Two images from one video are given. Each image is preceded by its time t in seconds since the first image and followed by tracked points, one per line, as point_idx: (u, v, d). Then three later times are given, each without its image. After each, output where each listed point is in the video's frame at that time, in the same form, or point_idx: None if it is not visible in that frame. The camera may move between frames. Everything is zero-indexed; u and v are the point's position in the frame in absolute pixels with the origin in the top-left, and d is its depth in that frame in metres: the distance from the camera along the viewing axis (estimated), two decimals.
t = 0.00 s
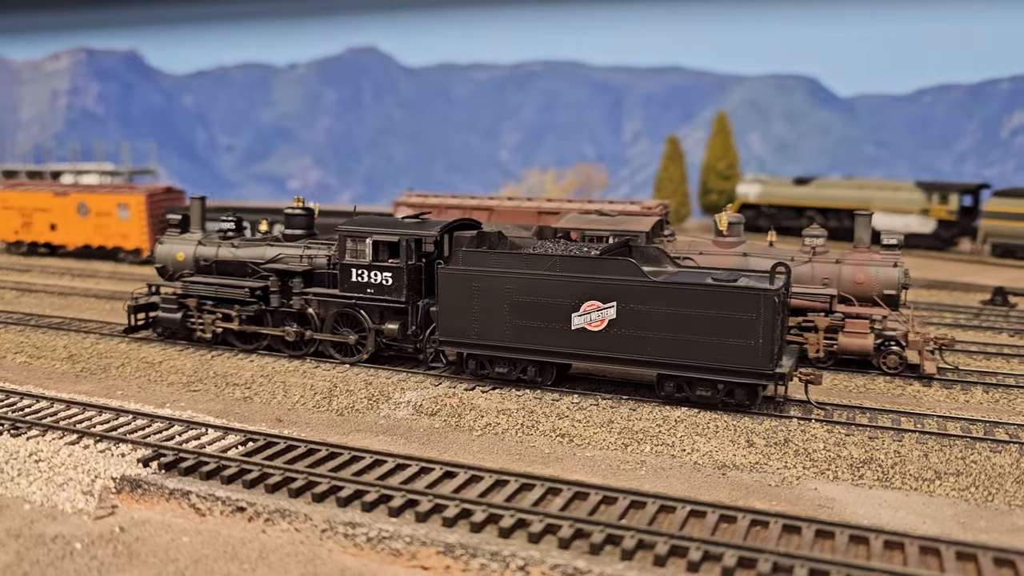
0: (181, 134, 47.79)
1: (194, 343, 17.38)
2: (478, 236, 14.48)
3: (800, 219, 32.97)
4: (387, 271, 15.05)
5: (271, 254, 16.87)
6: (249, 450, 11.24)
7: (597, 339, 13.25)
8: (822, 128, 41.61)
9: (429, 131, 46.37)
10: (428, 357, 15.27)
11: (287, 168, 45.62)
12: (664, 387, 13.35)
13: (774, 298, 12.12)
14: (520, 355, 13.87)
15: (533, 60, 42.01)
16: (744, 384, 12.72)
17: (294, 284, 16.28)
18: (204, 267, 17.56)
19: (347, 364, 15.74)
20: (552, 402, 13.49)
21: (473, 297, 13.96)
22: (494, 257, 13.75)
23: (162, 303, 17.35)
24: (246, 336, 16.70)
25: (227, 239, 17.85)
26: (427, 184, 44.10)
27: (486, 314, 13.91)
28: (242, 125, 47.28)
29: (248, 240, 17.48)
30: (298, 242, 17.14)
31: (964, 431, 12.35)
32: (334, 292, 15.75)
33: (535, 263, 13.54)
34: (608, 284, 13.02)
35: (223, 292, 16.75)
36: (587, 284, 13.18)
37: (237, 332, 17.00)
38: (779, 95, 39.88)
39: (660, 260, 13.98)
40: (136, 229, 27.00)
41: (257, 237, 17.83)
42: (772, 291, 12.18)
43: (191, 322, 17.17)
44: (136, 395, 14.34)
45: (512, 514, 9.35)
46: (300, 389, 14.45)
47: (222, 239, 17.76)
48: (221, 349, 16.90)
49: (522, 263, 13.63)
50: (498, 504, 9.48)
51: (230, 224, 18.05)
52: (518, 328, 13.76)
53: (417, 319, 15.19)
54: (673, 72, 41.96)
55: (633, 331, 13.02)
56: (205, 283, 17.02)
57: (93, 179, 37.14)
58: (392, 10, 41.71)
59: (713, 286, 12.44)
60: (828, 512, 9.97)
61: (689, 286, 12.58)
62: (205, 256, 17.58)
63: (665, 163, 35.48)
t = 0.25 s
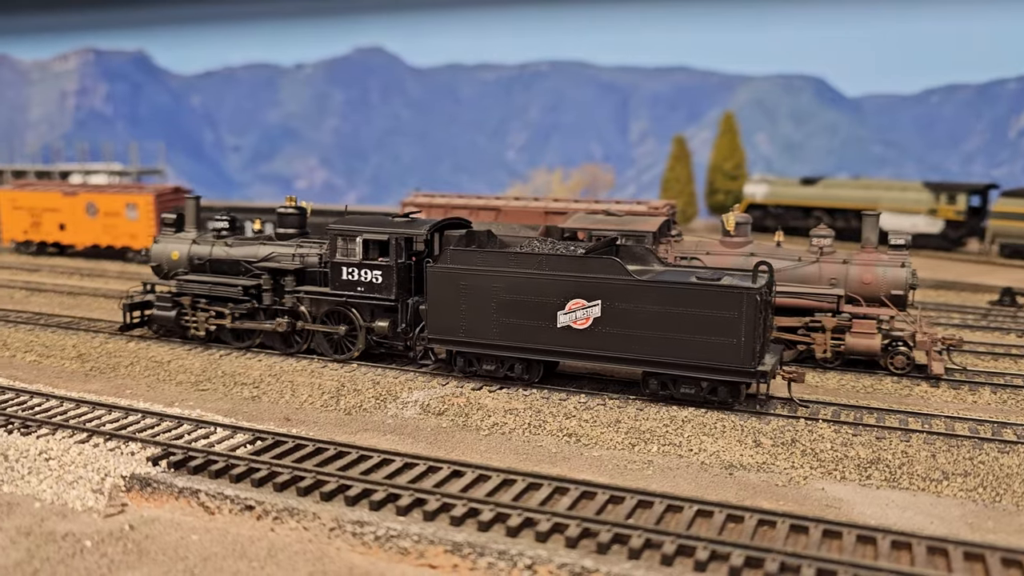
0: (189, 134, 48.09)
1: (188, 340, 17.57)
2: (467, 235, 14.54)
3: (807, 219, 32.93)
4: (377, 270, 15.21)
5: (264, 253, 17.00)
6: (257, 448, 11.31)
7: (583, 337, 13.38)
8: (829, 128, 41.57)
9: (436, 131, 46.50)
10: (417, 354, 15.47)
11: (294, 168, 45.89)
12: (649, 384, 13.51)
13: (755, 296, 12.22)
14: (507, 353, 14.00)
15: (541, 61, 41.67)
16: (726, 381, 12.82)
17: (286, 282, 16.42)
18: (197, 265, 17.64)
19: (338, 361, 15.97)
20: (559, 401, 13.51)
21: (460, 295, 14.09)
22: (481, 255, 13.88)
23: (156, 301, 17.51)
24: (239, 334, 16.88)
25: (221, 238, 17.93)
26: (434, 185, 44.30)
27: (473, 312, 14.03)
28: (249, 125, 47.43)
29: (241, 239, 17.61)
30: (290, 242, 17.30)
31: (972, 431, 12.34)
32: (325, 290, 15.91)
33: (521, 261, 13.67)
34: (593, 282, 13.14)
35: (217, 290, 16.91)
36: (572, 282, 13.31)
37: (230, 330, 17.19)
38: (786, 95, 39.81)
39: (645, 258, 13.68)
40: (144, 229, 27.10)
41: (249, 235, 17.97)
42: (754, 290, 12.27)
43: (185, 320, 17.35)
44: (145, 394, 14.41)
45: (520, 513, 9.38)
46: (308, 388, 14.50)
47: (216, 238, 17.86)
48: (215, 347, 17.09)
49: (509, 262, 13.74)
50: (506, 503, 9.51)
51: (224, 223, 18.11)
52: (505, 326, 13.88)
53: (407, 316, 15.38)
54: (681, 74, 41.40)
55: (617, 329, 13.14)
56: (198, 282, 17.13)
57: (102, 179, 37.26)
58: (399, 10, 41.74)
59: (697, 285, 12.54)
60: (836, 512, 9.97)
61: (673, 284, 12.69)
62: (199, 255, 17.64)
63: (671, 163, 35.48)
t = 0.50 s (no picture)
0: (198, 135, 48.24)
1: (183, 338, 17.79)
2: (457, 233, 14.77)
3: (816, 220, 32.87)
4: (367, 268, 15.34)
5: (257, 251, 17.16)
6: (268, 447, 11.37)
7: (567, 335, 13.53)
8: (838, 128, 41.48)
9: (443, 131, 46.52)
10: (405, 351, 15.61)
11: (302, 168, 45.97)
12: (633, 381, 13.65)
13: (735, 295, 12.34)
14: (493, 351, 14.16)
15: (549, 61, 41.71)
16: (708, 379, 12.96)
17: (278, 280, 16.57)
18: (192, 264, 17.78)
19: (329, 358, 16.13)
20: (568, 401, 13.53)
21: (448, 293, 14.24)
22: (468, 254, 14.04)
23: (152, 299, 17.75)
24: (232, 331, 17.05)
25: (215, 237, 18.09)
26: (442, 184, 44.19)
27: (460, 310, 14.19)
28: (257, 125, 47.56)
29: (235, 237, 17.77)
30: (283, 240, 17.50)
31: (982, 432, 12.32)
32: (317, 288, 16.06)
33: (506, 260, 13.80)
34: (577, 281, 13.28)
35: (210, 288, 17.08)
36: (557, 280, 13.45)
37: (223, 327, 17.37)
38: (795, 95, 39.73)
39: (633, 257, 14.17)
40: (154, 228, 27.23)
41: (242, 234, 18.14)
42: (734, 288, 12.39)
43: (179, 318, 17.57)
44: (155, 393, 14.48)
45: (529, 513, 9.42)
46: (318, 387, 14.55)
47: (210, 237, 18.02)
48: (208, 344, 17.28)
49: (495, 260, 13.87)
50: (515, 502, 9.54)
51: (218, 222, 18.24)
52: (492, 324, 14.02)
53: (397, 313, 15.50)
54: (689, 73, 41.41)
55: (602, 327, 13.27)
56: (192, 279, 17.30)
57: (112, 179, 37.42)
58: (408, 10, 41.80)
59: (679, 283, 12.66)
60: (845, 512, 9.97)
61: (656, 283, 12.83)
62: (193, 253, 17.78)
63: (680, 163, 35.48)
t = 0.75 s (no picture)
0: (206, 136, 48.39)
1: (180, 335, 18.06)
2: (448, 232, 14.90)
3: (824, 220, 32.83)
4: (358, 266, 15.50)
5: (252, 250, 17.37)
6: (277, 446, 11.44)
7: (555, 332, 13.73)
8: (847, 128, 41.43)
9: (451, 131, 46.59)
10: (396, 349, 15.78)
11: (310, 168, 46.12)
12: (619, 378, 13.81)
13: (719, 293, 12.52)
14: (482, 347, 14.36)
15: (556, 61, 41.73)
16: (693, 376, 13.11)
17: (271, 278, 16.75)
18: (188, 262, 18.01)
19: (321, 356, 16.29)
20: (576, 401, 13.56)
21: (438, 291, 14.47)
22: (458, 252, 14.30)
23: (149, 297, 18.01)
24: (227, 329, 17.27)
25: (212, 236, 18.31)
26: (449, 184, 44.16)
27: (450, 307, 14.41)
28: (265, 125, 47.68)
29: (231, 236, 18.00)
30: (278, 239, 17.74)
31: (991, 433, 12.30)
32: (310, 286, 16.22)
33: (496, 258, 14.05)
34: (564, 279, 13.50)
35: (206, 286, 17.31)
36: (545, 279, 13.67)
37: (218, 325, 17.60)
38: (804, 96, 39.66)
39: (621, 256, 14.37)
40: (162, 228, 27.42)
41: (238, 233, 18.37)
42: (718, 286, 12.58)
43: (176, 315, 17.84)
44: (166, 392, 14.57)
45: (538, 511, 9.45)
46: (327, 386, 14.62)
47: (207, 236, 18.24)
48: (203, 342, 17.52)
49: (485, 259, 14.12)
50: (523, 500, 9.58)
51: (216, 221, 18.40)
52: (481, 321, 14.22)
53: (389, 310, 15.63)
54: (697, 73, 41.24)
55: (589, 324, 13.46)
56: (188, 278, 17.53)
57: (121, 179, 37.59)
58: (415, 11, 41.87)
59: (665, 281, 12.86)
60: (853, 512, 9.97)
61: (643, 281, 13.01)
62: (190, 252, 18.00)
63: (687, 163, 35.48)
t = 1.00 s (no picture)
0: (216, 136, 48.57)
1: (175, 333, 18.20)
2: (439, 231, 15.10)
3: (834, 220, 32.75)
4: (349, 265, 15.66)
5: (246, 248, 17.53)
6: (288, 444, 11.50)
7: (541, 329, 13.85)
8: (856, 128, 41.26)
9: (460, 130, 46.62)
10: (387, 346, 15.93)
11: (320, 168, 46.23)
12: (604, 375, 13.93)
13: (700, 290, 12.60)
14: (470, 344, 14.50)
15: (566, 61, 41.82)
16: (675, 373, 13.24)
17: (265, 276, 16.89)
18: (184, 261, 18.14)
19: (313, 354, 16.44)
20: (585, 400, 13.57)
21: (427, 289, 14.61)
22: (446, 250, 14.41)
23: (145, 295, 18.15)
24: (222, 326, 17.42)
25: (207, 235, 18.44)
26: (458, 184, 44.16)
27: (438, 304, 14.56)
28: (275, 125, 47.81)
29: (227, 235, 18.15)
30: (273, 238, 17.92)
31: (1003, 433, 12.26)
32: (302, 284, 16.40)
33: (484, 256, 14.13)
34: (549, 276, 13.60)
35: (200, 284, 17.45)
36: (532, 276, 13.77)
37: (213, 322, 17.76)
38: (813, 95, 39.56)
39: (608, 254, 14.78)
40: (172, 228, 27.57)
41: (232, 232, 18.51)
42: (699, 284, 12.66)
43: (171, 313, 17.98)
44: (177, 390, 14.64)
45: (548, 510, 9.47)
46: (337, 386, 14.67)
47: (202, 234, 18.38)
48: (198, 339, 17.67)
49: (473, 257, 14.22)
50: (533, 499, 9.60)
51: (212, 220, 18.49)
52: (469, 318, 14.35)
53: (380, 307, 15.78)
54: (707, 73, 41.37)
55: (574, 321, 13.58)
56: (183, 276, 17.66)
57: (132, 178, 37.78)
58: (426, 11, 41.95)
59: (648, 278, 12.94)
60: (864, 513, 9.97)
61: (628, 279, 13.11)
62: (186, 250, 18.15)
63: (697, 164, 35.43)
